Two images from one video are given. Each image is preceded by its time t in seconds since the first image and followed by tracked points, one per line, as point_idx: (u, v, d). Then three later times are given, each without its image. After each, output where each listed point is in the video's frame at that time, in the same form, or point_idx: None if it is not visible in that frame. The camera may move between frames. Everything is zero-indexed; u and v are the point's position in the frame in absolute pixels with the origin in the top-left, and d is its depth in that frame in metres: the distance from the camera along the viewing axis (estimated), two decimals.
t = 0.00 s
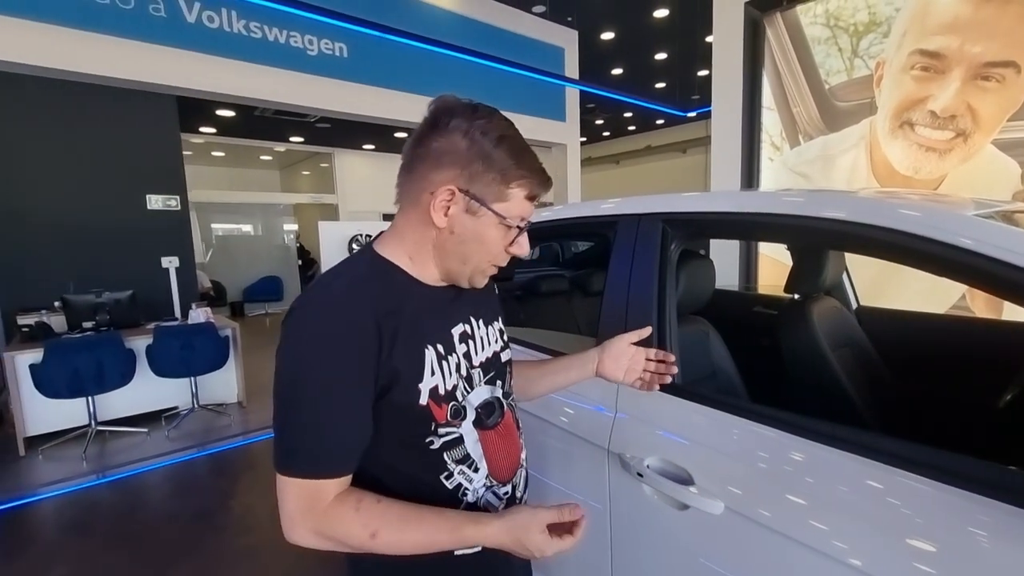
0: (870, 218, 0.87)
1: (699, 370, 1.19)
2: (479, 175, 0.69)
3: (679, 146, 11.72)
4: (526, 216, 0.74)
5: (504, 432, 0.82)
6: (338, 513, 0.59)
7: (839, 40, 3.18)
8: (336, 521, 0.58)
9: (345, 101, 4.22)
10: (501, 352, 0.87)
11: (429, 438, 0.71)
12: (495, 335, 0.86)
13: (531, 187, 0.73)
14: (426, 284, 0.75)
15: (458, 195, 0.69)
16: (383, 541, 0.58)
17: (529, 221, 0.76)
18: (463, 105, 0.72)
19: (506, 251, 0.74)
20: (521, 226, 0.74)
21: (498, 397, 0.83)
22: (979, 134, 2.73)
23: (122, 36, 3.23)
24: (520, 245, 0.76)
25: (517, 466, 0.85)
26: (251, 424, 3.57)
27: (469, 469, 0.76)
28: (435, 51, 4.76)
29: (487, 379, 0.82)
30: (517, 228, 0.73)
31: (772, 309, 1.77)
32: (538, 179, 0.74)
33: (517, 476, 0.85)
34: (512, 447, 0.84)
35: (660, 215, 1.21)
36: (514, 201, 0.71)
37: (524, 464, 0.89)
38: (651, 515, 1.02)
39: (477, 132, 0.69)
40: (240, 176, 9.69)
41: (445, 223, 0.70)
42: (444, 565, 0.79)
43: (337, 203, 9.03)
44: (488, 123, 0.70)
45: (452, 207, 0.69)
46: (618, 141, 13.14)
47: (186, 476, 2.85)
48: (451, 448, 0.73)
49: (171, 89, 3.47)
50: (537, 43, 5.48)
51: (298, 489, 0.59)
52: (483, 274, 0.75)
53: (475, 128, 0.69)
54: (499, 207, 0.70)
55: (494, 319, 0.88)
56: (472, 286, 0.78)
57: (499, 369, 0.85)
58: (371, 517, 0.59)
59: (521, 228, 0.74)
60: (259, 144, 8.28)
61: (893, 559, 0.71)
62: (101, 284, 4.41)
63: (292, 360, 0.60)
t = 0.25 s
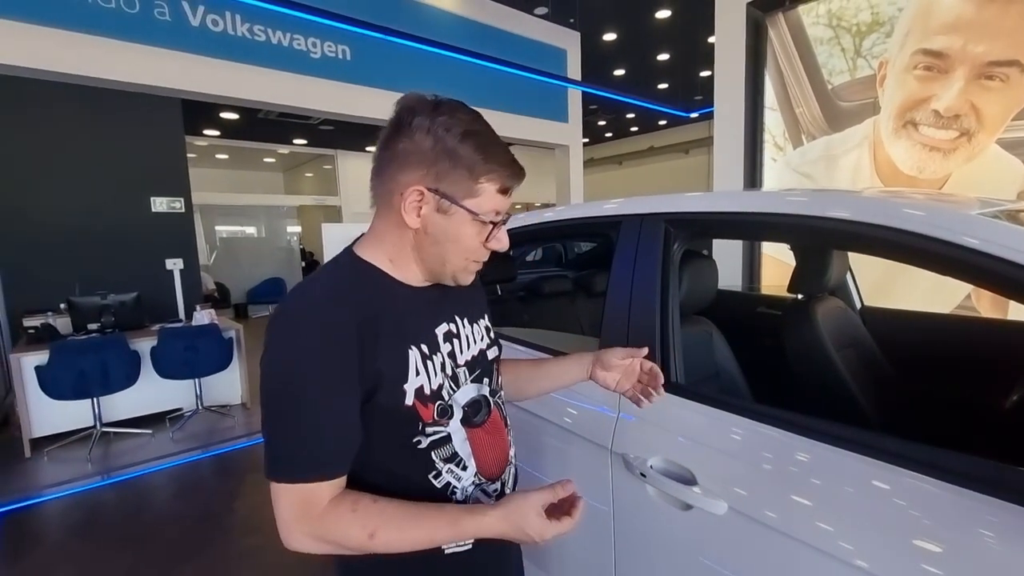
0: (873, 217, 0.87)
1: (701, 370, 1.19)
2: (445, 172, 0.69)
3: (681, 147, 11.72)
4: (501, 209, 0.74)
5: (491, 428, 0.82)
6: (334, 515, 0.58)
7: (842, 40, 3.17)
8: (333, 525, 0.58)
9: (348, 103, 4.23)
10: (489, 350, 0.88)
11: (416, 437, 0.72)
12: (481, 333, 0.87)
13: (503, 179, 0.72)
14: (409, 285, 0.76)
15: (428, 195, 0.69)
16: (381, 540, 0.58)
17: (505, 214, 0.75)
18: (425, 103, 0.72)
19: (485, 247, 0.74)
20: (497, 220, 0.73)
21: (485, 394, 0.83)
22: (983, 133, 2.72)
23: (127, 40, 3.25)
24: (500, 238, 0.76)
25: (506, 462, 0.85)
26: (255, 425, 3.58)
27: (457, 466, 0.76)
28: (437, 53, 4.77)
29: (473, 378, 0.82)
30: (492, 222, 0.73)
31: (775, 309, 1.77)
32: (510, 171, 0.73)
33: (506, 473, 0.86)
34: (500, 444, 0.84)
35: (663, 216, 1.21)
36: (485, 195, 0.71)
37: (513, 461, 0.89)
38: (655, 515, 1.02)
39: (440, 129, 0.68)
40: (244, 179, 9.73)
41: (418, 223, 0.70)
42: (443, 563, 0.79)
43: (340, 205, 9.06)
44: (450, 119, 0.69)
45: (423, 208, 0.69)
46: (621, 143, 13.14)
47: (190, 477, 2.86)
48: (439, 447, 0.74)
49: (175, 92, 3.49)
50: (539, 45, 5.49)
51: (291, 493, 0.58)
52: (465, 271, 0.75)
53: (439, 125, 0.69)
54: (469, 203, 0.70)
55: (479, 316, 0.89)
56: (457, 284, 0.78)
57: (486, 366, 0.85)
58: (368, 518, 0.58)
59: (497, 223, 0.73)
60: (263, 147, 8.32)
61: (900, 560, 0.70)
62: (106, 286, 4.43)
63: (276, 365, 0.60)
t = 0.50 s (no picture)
0: (873, 218, 0.87)
1: (701, 371, 1.19)
2: (421, 179, 0.69)
3: (681, 149, 11.74)
4: (482, 212, 0.74)
5: (477, 433, 0.82)
6: (314, 519, 0.59)
7: (841, 41, 3.18)
8: (313, 529, 0.58)
9: (348, 106, 4.24)
10: (478, 352, 0.87)
11: (399, 441, 0.72)
12: (470, 335, 0.86)
13: (481, 183, 0.72)
14: (395, 290, 0.76)
15: (406, 202, 0.69)
16: (359, 548, 0.59)
17: (487, 215, 0.75)
18: (398, 106, 0.71)
19: (468, 251, 0.74)
20: (478, 223, 0.74)
21: (472, 397, 0.83)
22: (983, 134, 2.72)
23: (128, 43, 3.26)
24: (483, 241, 0.76)
25: (492, 466, 0.85)
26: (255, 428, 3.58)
27: (441, 471, 0.76)
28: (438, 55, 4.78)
29: (460, 381, 0.81)
30: (473, 226, 0.73)
31: (775, 311, 1.77)
32: (489, 173, 0.73)
33: (493, 476, 0.85)
34: (487, 448, 0.84)
35: (662, 218, 1.21)
36: (464, 200, 0.71)
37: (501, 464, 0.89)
38: (654, 517, 1.02)
39: (414, 135, 0.68)
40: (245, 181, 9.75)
41: (398, 230, 0.71)
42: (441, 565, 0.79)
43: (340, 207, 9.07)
44: (424, 122, 0.69)
45: (401, 216, 0.70)
46: (621, 145, 13.16)
47: (190, 479, 2.85)
48: (423, 451, 0.74)
49: (176, 95, 3.50)
50: (539, 47, 5.50)
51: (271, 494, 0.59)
52: (450, 277, 0.76)
53: (413, 131, 0.69)
54: (448, 209, 0.70)
55: (469, 318, 0.89)
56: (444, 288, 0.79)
57: (474, 369, 0.85)
58: (348, 524, 0.59)
59: (478, 226, 0.74)
60: (263, 149, 8.33)
61: (903, 561, 0.70)
62: (107, 288, 4.44)
63: (256, 370, 0.61)
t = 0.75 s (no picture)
0: (874, 220, 0.87)
1: (701, 373, 1.19)
2: (404, 190, 0.69)
3: (681, 151, 11.76)
4: (471, 222, 0.74)
5: (466, 438, 0.82)
6: (295, 520, 0.61)
7: (840, 44, 3.18)
8: (292, 530, 0.60)
9: (348, 109, 4.25)
10: (472, 356, 0.87)
11: (383, 445, 0.73)
12: (465, 338, 0.86)
13: (467, 192, 0.71)
14: (388, 294, 0.78)
15: (390, 212, 0.70)
16: (334, 553, 0.60)
17: (477, 224, 0.75)
18: (385, 112, 0.71)
19: (456, 260, 0.75)
20: (466, 232, 0.73)
21: (462, 402, 0.83)
22: (982, 136, 2.72)
23: (129, 46, 3.27)
24: (472, 249, 0.76)
25: (481, 472, 0.85)
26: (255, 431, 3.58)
27: (425, 475, 0.77)
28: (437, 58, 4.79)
29: (450, 386, 0.82)
30: (459, 236, 0.73)
31: (775, 313, 1.77)
32: (476, 182, 0.72)
33: (481, 482, 0.85)
34: (476, 454, 0.84)
35: (663, 219, 1.21)
36: (449, 210, 0.71)
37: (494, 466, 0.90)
38: (654, 519, 1.02)
39: (397, 143, 0.68)
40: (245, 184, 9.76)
41: (384, 238, 0.72)
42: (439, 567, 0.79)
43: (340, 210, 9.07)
44: (408, 130, 0.68)
45: (386, 225, 0.71)
46: (620, 147, 13.18)
47: (190, 482, 2.85)
48: (408, 455, 0.75)
49: (177, 99, 3.51)
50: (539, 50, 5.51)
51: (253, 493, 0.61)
52: (439, 284, 0.77)
53: (396, 139, 0.68)
54: (432, 220, 0.70)
55: (467, 321, 0.88)
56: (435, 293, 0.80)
57: (466, 373, 0.85)
58: (325, 529, 0.60)
59: (466, 236, 0.74)
60: (264, 152, 8.34)
61: (904, 563, 0.70)
62: (107, 291, 4.44)
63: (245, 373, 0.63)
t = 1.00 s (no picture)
0: (873, 220, 0.87)
1: (701, 373, 1.20)
2: (398, 195, 0.69)
3: (681, 151, 11.78)
4: (467, 224, 0.73)
5: (474, 432, 0.85)
6: (370, 509, 0.65)
7: (839, 44, 3.19)
8: (369, 519, 0.65)
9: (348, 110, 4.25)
10: (478, 351, 0.89)
11: (397, 441, 0.75)
12: (470, 334, 0.88)
13: (461, 194, 0.71)
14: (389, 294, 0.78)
15: (386, 216, 0.70)
16: (412, 536, 0.65)
17: (473, 227, 0.75)
18: (379, 115, 0.70)
19: (453, 262, 0.75)
20: (462, 235, 0.73)
21: (470, 397, 0.85)
22: (981, 136, 2.72)
23: (129, 48, 3.28)
24: (468, 250, 0.76)
25: (489, 464, 0.88)
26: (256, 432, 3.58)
27: (436, 471, 0.79)
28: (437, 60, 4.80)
29: (459, 380, 0.84)
30: (455, 239, 0.73)
31: (774, 313, 1.77)
32: (470, 183, 0.71)
33: (490, 475, 0.88)
34: (483, 447, 0.86)
35: (662, 219, 1.22)
36: (444, 214, 0.70)
37: (502, 458, 0.92)
38: (655, 519, 1.02)
39: (390, 147, 0.67)
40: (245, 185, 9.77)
41: (382, 241, 0.72)
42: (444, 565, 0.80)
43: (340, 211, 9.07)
44: (401, 133, 0.68)
45: (382, 230, 0.71)
46: (620, 147, 13.18)
47: (191, 483, 2.85)
48: (419, 451, 0.77)
49: (177, 100, 3.51)
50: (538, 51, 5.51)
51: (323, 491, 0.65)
52: (437, 286, 0.77)
53: (389, 143, 0.67)
54: (427, 224, 0.70)
55: (471, 315, 0.90)
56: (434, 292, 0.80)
57: (473, 368, 0.87)
58: (401, 515, 0.65)
59: (462, 238, 0.73)
60: (263, 153, 8.34)
61: (904, 564, 0.71)
62: (107, 293, 4.44)
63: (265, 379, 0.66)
